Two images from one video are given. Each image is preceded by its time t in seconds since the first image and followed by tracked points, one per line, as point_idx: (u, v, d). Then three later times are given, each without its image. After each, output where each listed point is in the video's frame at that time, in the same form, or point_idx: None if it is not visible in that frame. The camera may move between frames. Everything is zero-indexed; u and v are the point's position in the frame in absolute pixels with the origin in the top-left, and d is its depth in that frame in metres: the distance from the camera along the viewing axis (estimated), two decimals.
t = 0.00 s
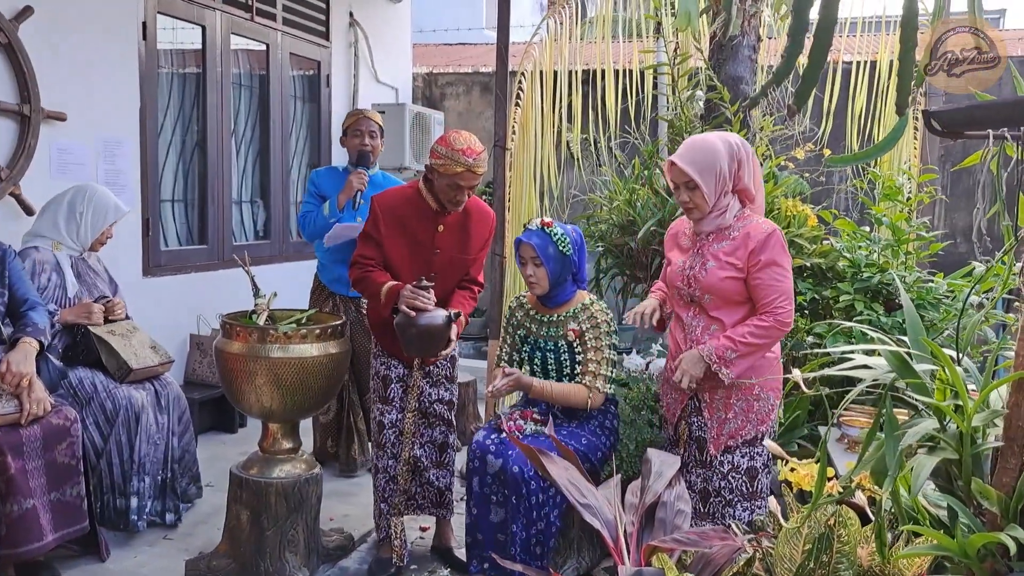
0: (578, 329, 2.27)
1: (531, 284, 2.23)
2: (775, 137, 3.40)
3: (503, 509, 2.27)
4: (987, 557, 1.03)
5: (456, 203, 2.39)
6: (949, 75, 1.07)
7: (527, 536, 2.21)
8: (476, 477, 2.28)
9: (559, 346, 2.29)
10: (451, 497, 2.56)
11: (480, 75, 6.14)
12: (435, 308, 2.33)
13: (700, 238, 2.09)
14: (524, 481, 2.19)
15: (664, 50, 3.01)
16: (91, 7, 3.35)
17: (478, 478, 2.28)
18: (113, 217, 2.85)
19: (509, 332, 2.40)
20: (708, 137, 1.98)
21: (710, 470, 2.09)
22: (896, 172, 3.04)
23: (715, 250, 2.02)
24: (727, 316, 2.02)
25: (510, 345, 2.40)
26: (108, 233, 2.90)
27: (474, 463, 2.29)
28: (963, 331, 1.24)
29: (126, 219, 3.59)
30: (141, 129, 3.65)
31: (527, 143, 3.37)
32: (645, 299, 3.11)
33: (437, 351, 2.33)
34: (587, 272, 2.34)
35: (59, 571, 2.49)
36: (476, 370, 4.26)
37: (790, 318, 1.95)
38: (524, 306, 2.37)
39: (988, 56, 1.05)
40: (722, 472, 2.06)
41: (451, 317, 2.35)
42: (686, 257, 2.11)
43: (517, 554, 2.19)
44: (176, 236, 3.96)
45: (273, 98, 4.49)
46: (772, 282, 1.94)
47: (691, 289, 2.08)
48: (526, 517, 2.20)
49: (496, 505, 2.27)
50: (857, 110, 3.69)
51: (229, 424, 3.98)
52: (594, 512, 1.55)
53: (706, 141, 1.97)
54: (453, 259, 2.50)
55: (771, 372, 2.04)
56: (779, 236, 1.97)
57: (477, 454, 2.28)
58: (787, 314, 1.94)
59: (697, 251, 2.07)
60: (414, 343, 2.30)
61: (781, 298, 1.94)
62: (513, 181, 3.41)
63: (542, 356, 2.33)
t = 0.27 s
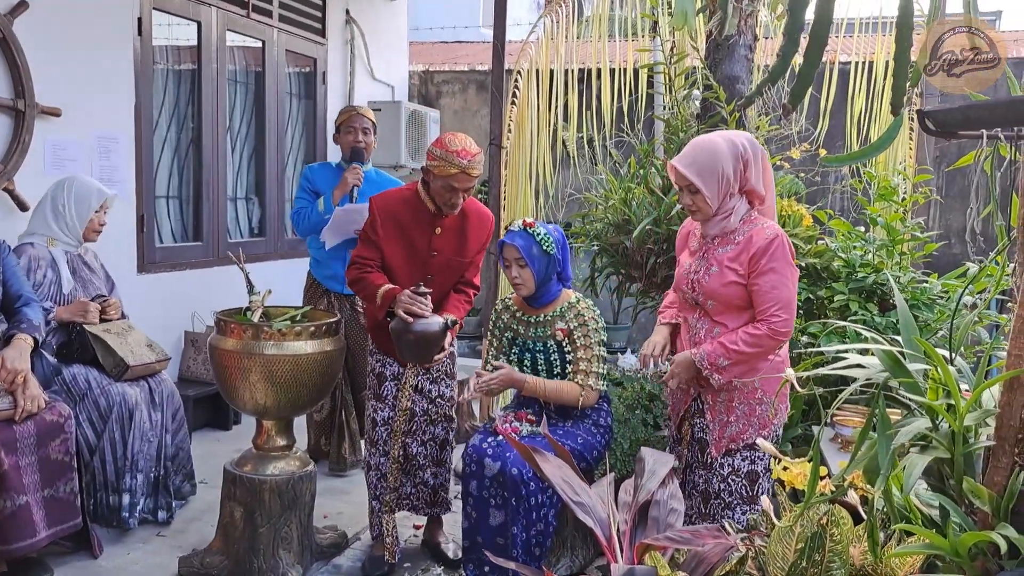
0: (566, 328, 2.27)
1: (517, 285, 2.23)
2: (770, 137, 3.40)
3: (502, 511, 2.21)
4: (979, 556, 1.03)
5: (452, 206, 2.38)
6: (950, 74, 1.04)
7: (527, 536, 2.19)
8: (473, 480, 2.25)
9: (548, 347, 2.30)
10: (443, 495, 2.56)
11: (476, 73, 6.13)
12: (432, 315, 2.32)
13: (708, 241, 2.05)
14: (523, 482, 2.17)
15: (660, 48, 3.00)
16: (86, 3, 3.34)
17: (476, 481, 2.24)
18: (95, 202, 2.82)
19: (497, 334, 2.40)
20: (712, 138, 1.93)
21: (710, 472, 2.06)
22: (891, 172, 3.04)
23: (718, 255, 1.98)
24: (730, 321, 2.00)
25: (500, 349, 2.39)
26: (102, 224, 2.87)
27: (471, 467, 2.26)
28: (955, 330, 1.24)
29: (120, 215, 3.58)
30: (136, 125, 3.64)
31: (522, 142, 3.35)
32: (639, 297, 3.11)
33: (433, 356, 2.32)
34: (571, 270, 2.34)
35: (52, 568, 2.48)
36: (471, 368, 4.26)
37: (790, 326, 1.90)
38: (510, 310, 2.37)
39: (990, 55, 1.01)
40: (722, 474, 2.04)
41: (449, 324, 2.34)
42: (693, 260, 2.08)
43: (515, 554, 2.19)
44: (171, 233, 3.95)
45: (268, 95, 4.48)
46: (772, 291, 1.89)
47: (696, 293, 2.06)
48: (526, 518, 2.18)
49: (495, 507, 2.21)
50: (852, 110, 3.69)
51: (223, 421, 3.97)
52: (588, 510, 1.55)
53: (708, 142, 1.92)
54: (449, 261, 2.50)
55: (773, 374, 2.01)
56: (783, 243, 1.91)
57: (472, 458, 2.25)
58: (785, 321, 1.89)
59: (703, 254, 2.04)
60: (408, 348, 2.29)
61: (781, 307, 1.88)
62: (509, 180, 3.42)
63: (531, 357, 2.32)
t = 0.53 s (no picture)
0: (557, 330, 2.27)
1: (506, 288, 2.21)
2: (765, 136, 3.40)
3: (493, 511, 2.21)
4: (969, 553, 1.04)
5: (450, 215, 2.38)
6: (951, 73, 1.07)
7: (521, 536, 2.20)
8: (466, 479, 2.23)
9: (538, 348, 2.30)
10: (435, 490, 2.57)
11: (472, 71, 6.12)
12: (425, 321, 2.31)
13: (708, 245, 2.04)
14: (518, 481, 2.17)
15: (656, 47, 3.00)
16: None
17: (468, 481, 2.22)
18: (72, 193, 2.78)
19: (488, 334, 2.40)
20: (709, 143, 1.92)
21: (708, 474, 2.06)
22: (886, 172, 3.05)
23: (717, 260, 1.99)
24: (729, 326, 2.00)
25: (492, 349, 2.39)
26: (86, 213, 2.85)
27: (463, 466, 2.23)
28: (948, 331, 1.23)
29: (114, 212, 3.56)
30: (130, 121, 3.63)
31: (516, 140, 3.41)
32: (634, 296, 3.11)
33: (425, 364, 2.31)
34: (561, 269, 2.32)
35: (45, 564, 2.48)
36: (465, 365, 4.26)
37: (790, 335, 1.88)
38: (500, 309, 2.36)
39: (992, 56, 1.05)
40: (719, 476, 2.04)
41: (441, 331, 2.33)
42: (694, 263, 2.08)
43: (509, 553, 2.19)
44: (165, 230, 3.94)
45: (264, 92, 4.47)
46: (770, 299, 1.88)
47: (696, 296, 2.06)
48: (519, 518, 2.18)
49: (484, 508, 2.21)
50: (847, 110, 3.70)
51: (217, 418, 3.96)
52: (581, 508, 1.56)
53: (705, 148, 1.91)
54: (449, 267, 2.50)
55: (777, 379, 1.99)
56: (781, 250, 1.90)
57: (465, 457, 2.22)
58: (786, 330, 1.87)
59: (703, 258, 2.04)
60: (401, 353, 2.27)
61: (779, 316, 1.87)
62: (503, 178, 3.44)
63: (522, 357, 2.33)
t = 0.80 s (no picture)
0: (549, 328, 2.27)
1: (500, 288, 2.21)
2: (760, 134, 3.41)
3: (490, 510, 2.19)
4: (961, 550, 1.04)
5: (439, 221, 2.39)
6: (951, 74, 1.04)
7: (519, 534, 2.20)
8: (464, 478, 2.21)
9: (531, 347, 2.29)
10: (429, 485, 2.57)
11: (467, 68, 6.11)
12: (418, 322, 2.31)
13: (708, 244, 2.04)
14: (516, 480, 2.17)
15: (652, 45, 3.00)
16: None
17: (466, 480, 2.21)
18: (53, 186, 2.77)
19: (482, 333, 2.40)
20: (708, 143, 1.93)
21: (706, 473, 2.07)
22: (881, 171, 3.06)
23: (717, 260, 1.99)
24: (728, 326, 2.00)
25: (484, 348, 2.39)
26: (71, 205, 2.83)
27: (460, 464, 2.22)
28: (941, 329, 1.24)
29: (108, 208, 3.55)
30: (125, 117, 3.61)
31: (512, 138, 3.40)
32: (628, 293, 3.12)
33: (417, 365, 2.30)
34: (555, 268, 2.32)
35: (38, 560, 2.47)
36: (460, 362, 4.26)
37: (790, 336, 1.87)
38: (494, 307, 2.36)
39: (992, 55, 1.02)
40: (717, 475, 2.04)
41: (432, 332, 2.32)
42: (695, 263, 2.08)
43: (506, 551, 2.19)
44: (160, 227, 3.93)
45: (259, 89, 4.46)
46: (769, 300, 1.87)
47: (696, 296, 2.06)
48: (518, 516, 2.19)
49: (482, 507, 2.19)
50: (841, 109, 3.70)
51: (211, 414, 3.96)
52: (574, 504, 1.56)
53: (704, 148, 1.91)
54: (438, 268, 2.50)
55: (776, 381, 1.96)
56: (780, 250, 1.89)
57: (463, 455, 2.21)
58: (784, 331, 1.85)
59: (704, 258, 2.04)
60: (392, 354, 2.26)
61: (778, 317, 1.86)
62: (499, 175, 3.44)
63: (515, 357, 2.32)
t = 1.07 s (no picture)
0: (543, 328, 2.27)
1: (494, 288, 2.19)
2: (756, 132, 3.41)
3: (487, 507, 2.18)
4: (954, 548, 1.05)
5: (432, 221, 2.39)
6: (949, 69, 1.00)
7: (515, 531, 2.21)
8: (461, 475, 2.21)
9: (526, 347, 2.30)
10: (423, 481, 2.57)
11: (463, 65, 6.10)
12: (413, 320, 2.31)
13: (702, 242, 2.04)
14: (513, 477, 2.17)
15: (648, 42, 3.00)
16: None
17: (463, 477, 2.20)
18: (46, 182, 2.75)
19: (477, 333, 2.39)
20: (702, 141, 1.93)
21: (701, 469, 2.07)
22: (877, 169, 3.07)
23: (711, 257, 1.99)
24: (723, 323, 2.00)
25: (479, 348, 2.39)
26: (65, 200, 2.80)
27: (457, 462, 2.22)
28: (935, 327, 1.24)
29: (103, 203, 3.54)
30: (120, 112, 3.60)
31: (507, 135, 3.39)
32: (624, 291, 3.12)
33: (411, 365, 2.30)
34: (548, 266, 2.31)
35: (32, 556, 2.46)
36: (455, 359, 4.26)
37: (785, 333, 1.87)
38: (488, 306, 2.35)
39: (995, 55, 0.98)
40: (712, 471, 2.04)
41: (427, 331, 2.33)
42: (689, 260, 2.08)
43: (503, 548, 2.19)
44: (155, 223, 3.92)
45: (254, 84, 4.44)
46: (763, 297, 1.88)
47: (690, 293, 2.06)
48: (514, 513, 2.19)
49: (479, 504, 2.18)
50: (837, 107, 3.71)
51: (206, 410, 3.95)
52: (569, 501, 1.56)
53: (698, 146, 1.92)
54: (430, 267, 2.51)
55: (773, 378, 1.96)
56: (774, 247, 1.89)
57: (460, 452, 2.21)
58: (781, 327, 1.85)
59: (697, 256, 2.05)
60: (386, 352, 2.26)
61: (772, 314, 1.86)
62: (495, 172, 3.44)
63: (510, 357, 2.33)
